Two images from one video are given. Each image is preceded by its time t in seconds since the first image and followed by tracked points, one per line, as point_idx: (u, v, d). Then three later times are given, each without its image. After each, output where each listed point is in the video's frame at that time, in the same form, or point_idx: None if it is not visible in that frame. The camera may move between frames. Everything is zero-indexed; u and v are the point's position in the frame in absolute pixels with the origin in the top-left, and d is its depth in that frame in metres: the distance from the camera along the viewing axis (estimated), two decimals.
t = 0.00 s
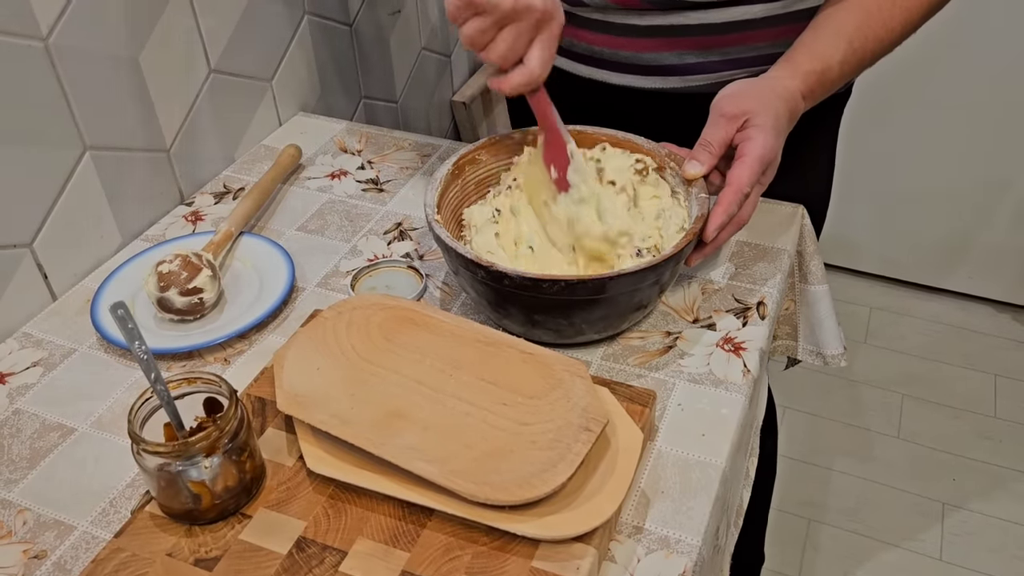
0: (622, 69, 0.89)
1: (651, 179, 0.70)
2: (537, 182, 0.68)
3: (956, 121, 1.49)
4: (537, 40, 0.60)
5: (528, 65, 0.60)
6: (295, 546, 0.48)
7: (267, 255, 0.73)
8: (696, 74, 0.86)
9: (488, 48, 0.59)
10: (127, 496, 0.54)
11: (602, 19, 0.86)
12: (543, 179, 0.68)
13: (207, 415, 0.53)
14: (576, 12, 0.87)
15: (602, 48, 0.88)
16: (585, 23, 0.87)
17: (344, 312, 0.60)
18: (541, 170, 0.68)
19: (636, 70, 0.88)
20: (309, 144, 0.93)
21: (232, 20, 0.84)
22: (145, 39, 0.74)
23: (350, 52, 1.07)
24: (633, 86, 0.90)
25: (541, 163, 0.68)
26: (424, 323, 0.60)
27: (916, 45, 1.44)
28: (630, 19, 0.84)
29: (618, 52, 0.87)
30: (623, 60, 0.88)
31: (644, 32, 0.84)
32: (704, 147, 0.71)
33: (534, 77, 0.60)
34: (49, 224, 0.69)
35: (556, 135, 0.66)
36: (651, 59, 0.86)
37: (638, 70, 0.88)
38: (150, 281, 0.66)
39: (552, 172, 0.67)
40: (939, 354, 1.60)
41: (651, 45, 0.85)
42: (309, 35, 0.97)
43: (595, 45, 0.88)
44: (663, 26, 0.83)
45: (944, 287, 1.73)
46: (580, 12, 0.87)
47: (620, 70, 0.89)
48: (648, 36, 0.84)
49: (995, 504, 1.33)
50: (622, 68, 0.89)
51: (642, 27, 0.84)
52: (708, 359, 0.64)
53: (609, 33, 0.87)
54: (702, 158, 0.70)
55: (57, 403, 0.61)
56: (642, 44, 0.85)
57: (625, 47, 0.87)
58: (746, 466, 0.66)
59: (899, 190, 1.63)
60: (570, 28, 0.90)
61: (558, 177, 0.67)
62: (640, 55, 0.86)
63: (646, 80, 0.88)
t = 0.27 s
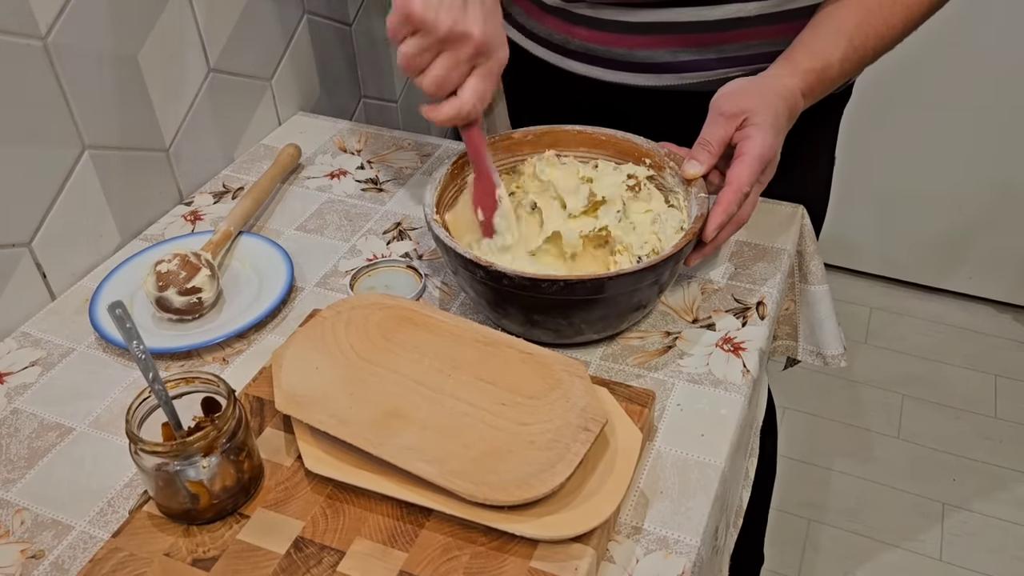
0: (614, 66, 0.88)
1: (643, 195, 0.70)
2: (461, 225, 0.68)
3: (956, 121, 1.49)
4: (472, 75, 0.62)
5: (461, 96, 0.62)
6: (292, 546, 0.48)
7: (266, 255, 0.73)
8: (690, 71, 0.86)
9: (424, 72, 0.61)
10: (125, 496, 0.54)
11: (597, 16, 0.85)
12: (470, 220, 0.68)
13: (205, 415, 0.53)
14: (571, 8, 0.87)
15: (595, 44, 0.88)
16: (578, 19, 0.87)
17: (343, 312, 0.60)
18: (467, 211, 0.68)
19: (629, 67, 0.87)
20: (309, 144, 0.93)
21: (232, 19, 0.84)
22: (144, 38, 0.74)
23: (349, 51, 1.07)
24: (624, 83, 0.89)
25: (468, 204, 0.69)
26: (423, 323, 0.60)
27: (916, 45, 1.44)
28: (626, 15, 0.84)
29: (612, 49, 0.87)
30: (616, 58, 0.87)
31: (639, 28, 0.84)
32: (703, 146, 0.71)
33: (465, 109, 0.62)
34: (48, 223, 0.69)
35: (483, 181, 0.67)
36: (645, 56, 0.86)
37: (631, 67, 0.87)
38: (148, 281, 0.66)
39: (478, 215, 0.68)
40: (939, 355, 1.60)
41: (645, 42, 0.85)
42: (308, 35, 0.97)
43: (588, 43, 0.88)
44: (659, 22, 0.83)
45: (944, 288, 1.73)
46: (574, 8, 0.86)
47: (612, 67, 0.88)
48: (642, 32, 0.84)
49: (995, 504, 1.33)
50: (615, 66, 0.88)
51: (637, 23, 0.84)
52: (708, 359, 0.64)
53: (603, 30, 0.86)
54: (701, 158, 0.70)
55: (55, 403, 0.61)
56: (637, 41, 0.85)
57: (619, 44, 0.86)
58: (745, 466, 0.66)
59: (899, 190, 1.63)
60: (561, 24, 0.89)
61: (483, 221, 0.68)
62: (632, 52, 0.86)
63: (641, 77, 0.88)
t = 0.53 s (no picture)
0: (618, 65, 0.89)
1: (657, 189, 0.70)
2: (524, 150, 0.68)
3: (956, 121, 1.49)
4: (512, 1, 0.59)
5: (502, 24, 0.59)
6: (292, 545, 0.48)
7: (266, 254, 0.73)
8: (695, 71, 0.86)
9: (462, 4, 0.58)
10: (126, 495, 0.54)
11: (601, 16, 0.86)
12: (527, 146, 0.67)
13: (205, 414, 0.53)
14: (575, 9, 0.88)
15: (599, 44, 0.88)
16: (584, 19, 0.87)
17: (344, 311, 0.60)
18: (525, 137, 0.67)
19: (633, 66, 0.88)
20: (309, 144, 0.93)
21: (232, 19, 0.84)
22: (144, 38, 0.74)
23: (350, 51, 1.07)
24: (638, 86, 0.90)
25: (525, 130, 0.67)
26: (423, 322, 0.60)
27: (916, 45, 1.44)
28: (628, 15, 0.84)
29: (616, 48, 0.87)
30: (620, 57, 0.88)
31: (641, 28, 0.84)
32: (704, 147, 0.71)
33: (507, 38, 0.59)
34: (48, 223, 0.69)
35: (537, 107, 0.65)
36: (648, 56, 0.86)
37: (635, 66, 0.88)
38: (149, 280, 0.66)
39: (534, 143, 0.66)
40: (939, 355, 1.60)
41: (648, 41, 0.85)
42: (308, 35, 0.97)
43: (592, 42, 0.88)
44: (660, 21, 0.83)
45: (944, 288, 1.73)
46: (579, 8, 0.87)
47: (617, 66, 0.89)
48: (645, 32, 0.85)
49: (995, 504, 1.33)
50: (619, 65, 0.89)
51: (639, 23, 0.84)
52: (707, 359, 0.64)
53: (607, 30, 0.87)
54: (702, 158, 0.70)
55: (55, 402, 0.61)
56: (640, 41, 0.86)
57: (622, 43, 0.87)
58: (745, 465, 0.67)
59: (899, 190, 1.63)
60: (568, 24, 0.90)
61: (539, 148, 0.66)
62: (636, 52, 0.86)
63: (644, 76, 0.88)
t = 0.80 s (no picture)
0: (612, 64, 0.88)
1: (650, 197, 0.69)
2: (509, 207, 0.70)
3: (955, 121, 1.50)
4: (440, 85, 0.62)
5: (428, 105, 0.62)
6: (292, 545, 0.48)
7: (266, 255, 0.74)
8: (689, 71, 0.86)
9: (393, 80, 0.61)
10: (126, 495, 0.54)
11: (598, 15, 0.86)
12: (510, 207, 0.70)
13: (205, 414, 0.53)
14: (570, 7, 0.87)
15: (593, 43, 0.88)
16: (579, 18, 0.87)
17: (343, 312, 0.60)
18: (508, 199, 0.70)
19: (627, 65, 0.88)
20: (309, 144, 0.93)
21: (232, 20, 0.85)
22: (144, 39, 0.74)
23: (348, 52, 1.07)
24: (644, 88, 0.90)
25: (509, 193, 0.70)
26: (423, 322, 0.60)
27: (915, 46, 1.44)
28: (625, 15, 0.84)
29: (610, 47, 0.87)
30: (614, 56, 0.88)
31: (638, 27, 0.84)
32: (701, 145, 0.71)
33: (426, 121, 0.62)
34: (48, 224, 0.69)
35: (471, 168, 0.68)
36: (642, 55, 0.86)
37: (628, 65, 0.88)
38: (149, 280, 0.66)
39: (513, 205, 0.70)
40: (938, 355, 1.60)
41: (643, 40, 0.85)
42: (308, 35, 0.97)
43: (586, 41, 0.88)
44: (659, 21, 0.83)
45: (943, 288, 1.73)
46: (575, 6, 0.87)
47: (610, 66, 0.89)
48: (641, 32, 0.84)
49: (994, 504, 1.33)
50: (613, 64, 0.88)
51: (636, 22, 0.84)
52: (707, 359, 0.64)
53: (602, 29, 0.86)
54: (699, 158, 0.69)
55: (55, 402, 0.61)
56: (635, 40, 0.86)
57: (617, 43, 0.87)
58: (744, 465, 0.67)
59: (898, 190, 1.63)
60: (562, 22, 0.89)
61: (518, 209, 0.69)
62: (630, 51, 0.86)
63: (638, 76, 0.88)
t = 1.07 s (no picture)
0: (627, 72, 0.88)
1: (654, 199, 0.69)
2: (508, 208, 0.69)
3: (953, 122, 1.50)
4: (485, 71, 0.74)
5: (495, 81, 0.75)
6: (291, 546, 0.48)
7: (265, 256, 0.74)
8: (707, 79, 0.86)
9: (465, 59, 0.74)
10: (125, 496, 0.54)
11: (610, 24, 0.86)
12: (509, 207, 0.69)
13: (205, 415, 0.53)
14: (583, 16, 0.87)
15: (609, 52, 0.88)
16: (594, 28, 0.87)
17: (342, 313, 0.60)
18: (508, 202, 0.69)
19: (643, 74, 0.88)
20: (307, 145, 0.93)
21: (231, 21, 0.85)
22: (143, 40, 0.74)
23: (348, 53, 1.08)
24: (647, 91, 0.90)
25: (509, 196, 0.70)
26: (421, 323, 0.60)
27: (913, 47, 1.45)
28: (639, 23, 0.84)
29: (626, 56, 0.87)
30: (630, 65, 0.88)
31: (653, 36, 0.84)
32: (701, 147, 0.71)
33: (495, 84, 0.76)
34: (47, 225, 0.69)
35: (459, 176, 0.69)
36: (658, 63, 0.86)
37: (644, 73, 0.88)
38: (147, 282, 0.66)
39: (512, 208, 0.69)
40: (936, 355, 1.61)
41: (659, 48, 0.85)
42: (307, 37, 0.97)
43: (601, 50, 0.88)
44: (674, 29, 0.83)
45: (941, 289, 1.74)
46: (588, 16, 0.86)
47: (626, 74, 0.89)
48: (656, 40, 0.84)
49: (992, 505, 1.34)
50: (628, 72, 0.88)
51: (650, 31, 0.84)
52: (704, 360, 0.64)
53: (616, 38, 0.86)
54: (699, 159, 0.70)
55: (54, 404, 0.61)
56: (650, 49, 0.86)
57: (632, 52, 0.87)
58: (742, 465, 0.67)
59: (897, 191, 1.63)
60: (574, 32, 0.89)
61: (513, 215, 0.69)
62: (647, 59, 0.86)
63: (652, 83, 0.88)
